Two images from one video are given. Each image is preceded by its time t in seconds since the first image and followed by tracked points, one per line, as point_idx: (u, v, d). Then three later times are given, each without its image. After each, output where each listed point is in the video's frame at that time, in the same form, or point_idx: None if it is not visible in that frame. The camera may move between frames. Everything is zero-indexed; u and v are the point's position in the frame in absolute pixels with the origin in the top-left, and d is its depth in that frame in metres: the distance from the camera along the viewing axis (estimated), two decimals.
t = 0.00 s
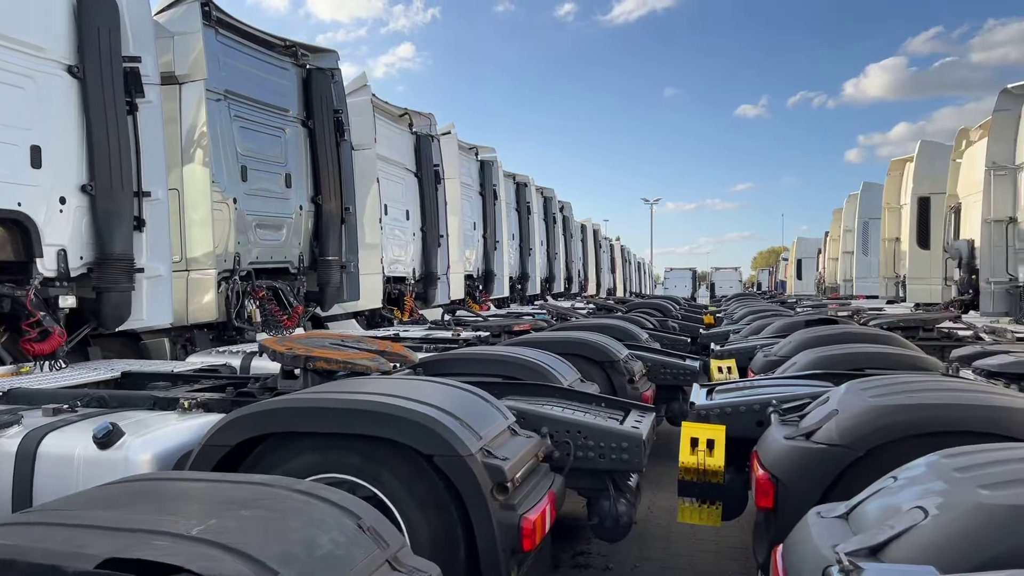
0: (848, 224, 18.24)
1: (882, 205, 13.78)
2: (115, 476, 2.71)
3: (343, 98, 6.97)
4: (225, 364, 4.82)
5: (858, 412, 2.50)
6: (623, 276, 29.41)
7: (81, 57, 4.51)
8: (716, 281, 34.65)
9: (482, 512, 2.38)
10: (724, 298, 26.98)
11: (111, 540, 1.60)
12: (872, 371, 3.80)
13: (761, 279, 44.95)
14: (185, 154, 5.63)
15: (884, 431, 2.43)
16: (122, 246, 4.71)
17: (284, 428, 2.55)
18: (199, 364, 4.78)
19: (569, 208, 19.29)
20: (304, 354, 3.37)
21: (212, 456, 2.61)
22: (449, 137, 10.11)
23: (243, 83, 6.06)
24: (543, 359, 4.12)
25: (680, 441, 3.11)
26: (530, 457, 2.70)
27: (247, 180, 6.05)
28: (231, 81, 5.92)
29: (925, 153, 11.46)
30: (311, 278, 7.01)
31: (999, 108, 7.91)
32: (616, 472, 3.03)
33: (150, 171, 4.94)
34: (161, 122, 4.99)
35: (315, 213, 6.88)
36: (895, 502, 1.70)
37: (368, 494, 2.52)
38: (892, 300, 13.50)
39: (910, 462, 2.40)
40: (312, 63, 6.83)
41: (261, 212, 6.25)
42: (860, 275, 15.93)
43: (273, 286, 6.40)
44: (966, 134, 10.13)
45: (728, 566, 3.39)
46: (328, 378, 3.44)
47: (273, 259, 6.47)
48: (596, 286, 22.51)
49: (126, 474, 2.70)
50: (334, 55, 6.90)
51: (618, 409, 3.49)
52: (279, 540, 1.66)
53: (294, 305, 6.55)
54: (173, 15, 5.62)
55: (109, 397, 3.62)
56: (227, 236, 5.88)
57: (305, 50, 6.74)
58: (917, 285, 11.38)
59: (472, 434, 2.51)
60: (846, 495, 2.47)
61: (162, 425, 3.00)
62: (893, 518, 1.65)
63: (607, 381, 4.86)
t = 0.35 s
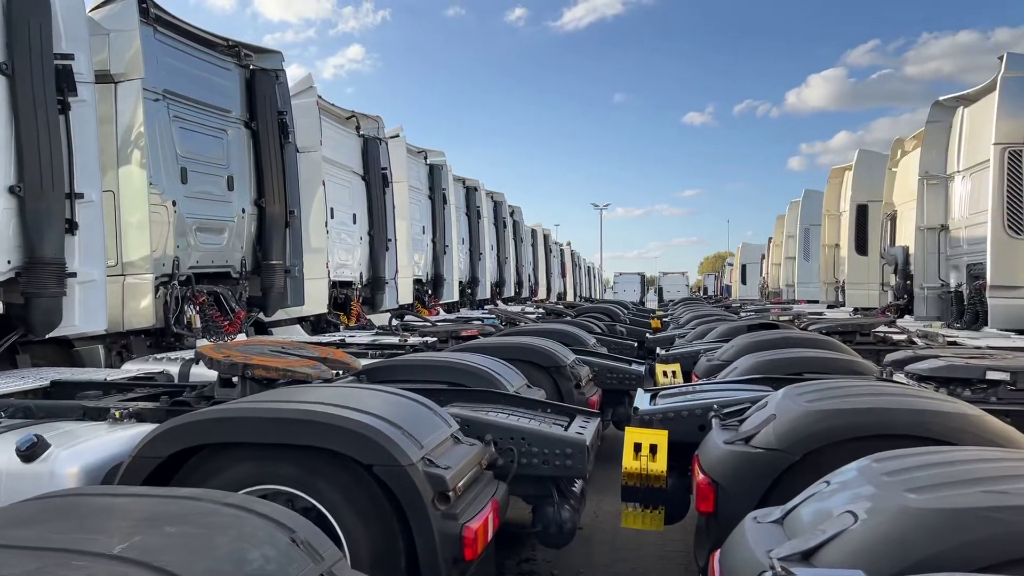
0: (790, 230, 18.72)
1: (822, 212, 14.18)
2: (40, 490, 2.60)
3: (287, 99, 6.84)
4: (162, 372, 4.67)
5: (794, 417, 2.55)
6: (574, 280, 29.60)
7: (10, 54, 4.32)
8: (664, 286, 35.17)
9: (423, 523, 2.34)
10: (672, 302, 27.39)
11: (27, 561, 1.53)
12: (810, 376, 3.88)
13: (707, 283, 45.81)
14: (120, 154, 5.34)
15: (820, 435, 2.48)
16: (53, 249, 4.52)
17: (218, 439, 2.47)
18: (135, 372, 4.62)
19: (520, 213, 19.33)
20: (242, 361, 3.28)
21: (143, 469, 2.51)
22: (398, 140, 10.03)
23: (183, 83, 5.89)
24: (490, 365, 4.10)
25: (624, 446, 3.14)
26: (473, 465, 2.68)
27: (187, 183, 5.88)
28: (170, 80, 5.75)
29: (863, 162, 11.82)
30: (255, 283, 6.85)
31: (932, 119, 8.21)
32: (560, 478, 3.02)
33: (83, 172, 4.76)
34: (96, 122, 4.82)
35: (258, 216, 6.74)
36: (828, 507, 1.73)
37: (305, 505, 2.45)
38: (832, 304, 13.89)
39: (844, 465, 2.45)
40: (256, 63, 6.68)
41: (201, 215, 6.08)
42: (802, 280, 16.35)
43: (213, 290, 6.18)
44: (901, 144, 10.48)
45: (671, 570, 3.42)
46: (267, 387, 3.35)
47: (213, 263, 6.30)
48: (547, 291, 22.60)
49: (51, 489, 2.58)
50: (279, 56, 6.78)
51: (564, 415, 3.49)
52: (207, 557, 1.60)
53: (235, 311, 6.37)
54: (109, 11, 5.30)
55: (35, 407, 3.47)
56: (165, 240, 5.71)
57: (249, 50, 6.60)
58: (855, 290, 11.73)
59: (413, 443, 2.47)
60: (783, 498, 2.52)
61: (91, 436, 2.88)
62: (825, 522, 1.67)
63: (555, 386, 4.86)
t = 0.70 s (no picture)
0: (752, 237, 19.01)
1: (783, 219, 14.43)
2: None
3: (249, 103, 6.74)
4: (117, 381, 4.54)
5: (755, 425, 2.57)
6: (539, 286, 29.66)
7: None
8: (629, 292, 35.45)
9: (383, 535, 2.31)
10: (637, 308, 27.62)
11: None
12: (770, 383, 3.93)
13: (671, 289, 46.29)
14: (75, 156, 5.20)
15: (780, 442, 2.50)
16: (3, 254, 4.38)
17: (171, 452, 2.40)
18: (89, 381, 4.49)
19: (486, 219, 19.31)
20: (199, 370, 3.20)
21: (94, 482, 2.44)
22: (362, 145, 9.96)
23: (141, 85, 5.76)
24: (453, 373, 4.06)
25: (587, 454, 3.14)
26: (435, 475, 2.65)
27: (144, 187, 5.75)
28: (126, 82, 5.62)
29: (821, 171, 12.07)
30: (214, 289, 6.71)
31: (888, 130, 8.41)
32: (523, 487, 3.00)
33: (35, 175, 4.64)
34: (49, 124, 4.70)
35: (218, 221, 6.62)
36: (785, 515, 1.75)
37: (263, 518, 2.40)
38: (793, 311, 14.13)
39: (803, 472, 2.47)
40: (217, 66, 6.57)
41: (159, 220, 5.95)
42: (764, 286, 16.61)
43: (171, 297, 6.02)
44: (859, 154, 10.72)
45: None
46: (225, 397, 3.28)
47: (171, 269, 6.16)
48: (512, 297, 22.61)
49: None
50: (241, 59, 6.68)
51: (528, 423, 3.48)
52: None
53: (194, 317, 6.21)
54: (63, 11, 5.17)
55: None
56: (122, 246, 5.56)
57: (209, 53, 6.49)
58: (815, 297, 11.96)
59: (374, 454, 2.43)
60: (743, 505, 2.54)
61: (42, 449, 2.79)
62: (782, 531, 1.69)
63: (519, 394, 4.85)
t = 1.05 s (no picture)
0: (727, 246, 19.19)
1: (758, 228, 14.59)
2: None
3: (225, 108, 6.64)
4: (87, 390, 4.46)
5: (732, 435, 2.58)
6: (517, 293, 29.66)
7: None
8: (607, 299, 35.60)
9: (358, 547, 2.28)
10: (614, 316, 27.72)
11: None
12: (746, 391, 3.95)
13: (648, 296, 46.53)
14: (45, 162, 5.13)
15: (756, 451, 2.51)
16: None
17: (141, 464, 2.35)
18: (58, 390, 4.40)
19: (464, 226, 19.28)
20: (171, 380, 3.15)
21: (60, 496, 2.38)
22: (339, 152, 9.91)
23: (113, 89, 5.67)
24: (430, 382, 4.02)
25: (564, 463, 3.14)
26: (411, 485, 2.62)
27: (116, 193, 5.66)
28: (98, 86, 5.54)
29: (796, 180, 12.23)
30: (187, 296, 6.61)
31: (861, 141, 8.53)
32: (500, 497, 2.98)
33: (4, 181, 4.54)
34: (19, 129, 4.61)
35: (192, 228, 6.54)
36: (762, 526, 1.75)
37: (236, 531, 2.36)
38: (768, 318, 14.26)
39: (780, 481, 2.48)
40: (192, 71, 6.49)
41: (131, 226, 5.86)
42: (739, 294, 16.74)
43: (143, 303, 5.89)
44: (833, 163, 10.87)
45: None
46: (198, 407, 3.22)
47: (144, 276, 6.06)
48: (491, 304, 22.59)
49: None
50: (216, 64, 6.58)
51: (505, 433, 3.46)
52: None
53: (166, 325, 6.07)
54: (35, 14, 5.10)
55: None
56: (93, 252, 5.47)
57: (184, 57, 6.39)
58: (790, 305, 12.08)
59: (349, 465, 2.40)
60: (720, 515, 2.54)
61: (8, 463, 2.72)
62: (759, 541, 1.69)
63: (496, 402, 4.83)
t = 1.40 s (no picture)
0: (711, 252, 19.29)
1: (742, 235, 14.67)
2: None
3: (208, 113, 6.59)
4: (66, 398, 4.37)
5: (720, 443, 2.57)
6: (502, 299, 29.65)
7: None
8: (591, 305, 35.68)
9: (343, 559, 2.25)
10: (598, 321, 27.76)
11: None
12: (733, 398, 3.96)
13: (632, 302, 46.67)
14: (25, 167, 5.03)
15: (744, 460, 2.51)
16: None
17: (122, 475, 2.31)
18: (37, 399, 4.32)
19: (449, 231, 19.25)
20: (152, 389, 3.10)
21: (38, 508, 2.33)
22: (324, 157, 9.85)
23: (94, 94, 5.61)
24: (416, 389, 3.98)
25: (551, 472, 3.12)
26: (397, 495, 2.59)
27: (97, 198, 5.58)
28: (79, 90, 5.47)
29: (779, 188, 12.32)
30: (169, 302, 6.53)
31: (844, 148, 8.61)
32: (487, 506, 2.95)
33: None
34: None
35: (174, 234, 6.46)
36: (753, 536, 1.73)
37: (218, 543, 2.31)
38: (751, 324, 14.33)
39: (767, 490, 2.48)
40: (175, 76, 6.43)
41: (112, 232, 5.79)
42: (723, 300, 16.83)
43: (124, 310, 5.81)
44: (816, 171, 10.96)
45: None
46: (179, 416, 3.17)
47: (125, 282, 5.98)
48: (476, 310, 22.55)
49: None
50: (200, 69, 6.54)
51: (492, 441, 3.44)
52: None
53: (149, 331, 6.04)
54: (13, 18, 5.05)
55: None
56: (73, 258, 5.39)
57: (167, 62, 6.33)
58: (773, 311, 12.15)
59: (335, 475, 2.37)
60: (708, 523, 2.53)
61: None
62: (750, 552, 1.67)
63: (482, 410, 4.80)
